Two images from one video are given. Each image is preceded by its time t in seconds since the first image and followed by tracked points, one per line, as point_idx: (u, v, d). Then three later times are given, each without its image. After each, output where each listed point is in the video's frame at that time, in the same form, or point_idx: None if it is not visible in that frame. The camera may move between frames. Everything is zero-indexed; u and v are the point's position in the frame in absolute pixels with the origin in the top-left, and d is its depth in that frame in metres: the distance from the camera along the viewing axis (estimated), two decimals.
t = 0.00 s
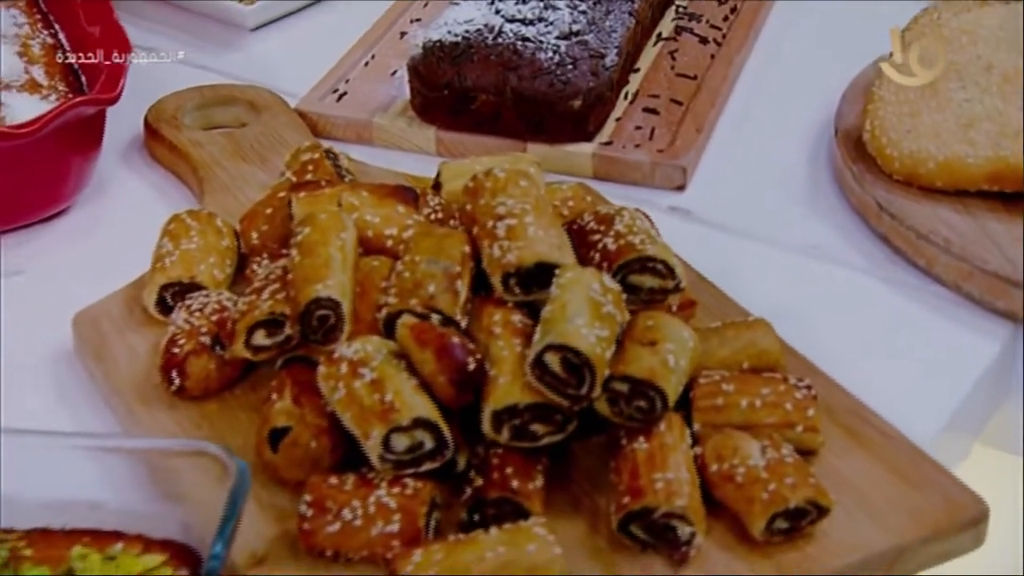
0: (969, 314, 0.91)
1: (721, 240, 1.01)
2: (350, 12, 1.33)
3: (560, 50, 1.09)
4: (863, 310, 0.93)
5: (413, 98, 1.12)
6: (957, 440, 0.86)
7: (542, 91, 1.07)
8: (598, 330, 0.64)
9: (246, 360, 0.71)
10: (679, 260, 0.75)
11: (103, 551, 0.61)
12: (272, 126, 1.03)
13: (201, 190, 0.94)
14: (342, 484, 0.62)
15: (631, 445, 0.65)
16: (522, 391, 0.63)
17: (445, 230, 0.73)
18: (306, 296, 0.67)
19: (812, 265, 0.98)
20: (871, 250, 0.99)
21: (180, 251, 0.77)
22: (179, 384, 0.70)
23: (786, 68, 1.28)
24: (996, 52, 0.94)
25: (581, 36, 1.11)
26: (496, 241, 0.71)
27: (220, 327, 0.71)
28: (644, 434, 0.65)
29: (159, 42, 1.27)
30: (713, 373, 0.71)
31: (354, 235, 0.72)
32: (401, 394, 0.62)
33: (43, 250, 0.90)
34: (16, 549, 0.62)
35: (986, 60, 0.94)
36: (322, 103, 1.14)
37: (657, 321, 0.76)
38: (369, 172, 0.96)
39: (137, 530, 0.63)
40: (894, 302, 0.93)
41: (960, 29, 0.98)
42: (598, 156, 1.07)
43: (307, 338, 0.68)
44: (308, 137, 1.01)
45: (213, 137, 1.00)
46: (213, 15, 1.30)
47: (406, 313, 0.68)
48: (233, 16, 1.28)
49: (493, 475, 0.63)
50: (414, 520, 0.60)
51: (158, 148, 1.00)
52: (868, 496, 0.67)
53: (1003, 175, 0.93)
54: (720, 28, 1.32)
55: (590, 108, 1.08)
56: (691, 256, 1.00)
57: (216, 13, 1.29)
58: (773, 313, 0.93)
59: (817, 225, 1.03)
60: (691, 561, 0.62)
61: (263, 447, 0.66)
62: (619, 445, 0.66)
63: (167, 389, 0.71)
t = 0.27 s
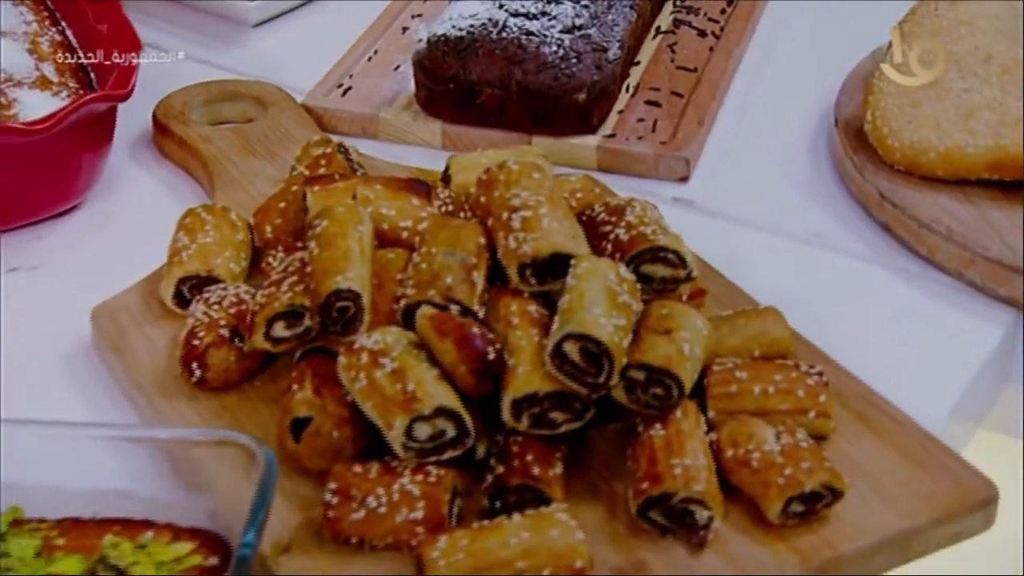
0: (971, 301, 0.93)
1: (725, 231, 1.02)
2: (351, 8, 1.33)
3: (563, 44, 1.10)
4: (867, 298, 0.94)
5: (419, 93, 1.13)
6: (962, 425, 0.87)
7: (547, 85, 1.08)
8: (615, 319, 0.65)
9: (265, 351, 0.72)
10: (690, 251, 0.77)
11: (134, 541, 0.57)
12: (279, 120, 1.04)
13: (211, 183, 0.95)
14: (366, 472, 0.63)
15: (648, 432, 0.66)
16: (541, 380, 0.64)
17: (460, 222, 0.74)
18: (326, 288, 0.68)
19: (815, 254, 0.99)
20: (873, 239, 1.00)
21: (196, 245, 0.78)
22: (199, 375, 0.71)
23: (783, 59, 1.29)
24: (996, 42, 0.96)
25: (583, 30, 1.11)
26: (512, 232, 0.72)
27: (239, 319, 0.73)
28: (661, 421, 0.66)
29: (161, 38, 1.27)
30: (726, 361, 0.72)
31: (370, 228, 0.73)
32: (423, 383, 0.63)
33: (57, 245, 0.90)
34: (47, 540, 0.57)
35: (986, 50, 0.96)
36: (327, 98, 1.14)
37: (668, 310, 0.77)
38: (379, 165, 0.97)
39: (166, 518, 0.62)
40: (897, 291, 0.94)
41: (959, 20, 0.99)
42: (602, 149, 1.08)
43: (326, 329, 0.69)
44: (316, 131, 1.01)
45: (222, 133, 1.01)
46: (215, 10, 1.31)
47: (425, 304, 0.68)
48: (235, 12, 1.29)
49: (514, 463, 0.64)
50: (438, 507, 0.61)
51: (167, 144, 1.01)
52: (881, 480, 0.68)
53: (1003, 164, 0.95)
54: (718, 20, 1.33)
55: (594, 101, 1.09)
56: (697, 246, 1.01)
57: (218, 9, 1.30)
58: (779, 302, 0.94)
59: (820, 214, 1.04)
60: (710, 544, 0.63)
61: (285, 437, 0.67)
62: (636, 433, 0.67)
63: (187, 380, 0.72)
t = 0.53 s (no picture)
0: (973, 287, 0.94)
1: (730, 221, 1.04)
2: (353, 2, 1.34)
3: (567, 38, 1.11)
4: (871, 285, 0.96)
5: (425, 87, 1.14)
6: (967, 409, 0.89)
7: (552, 78, 1.09)
8: (634, 307, 0.66)
9: (286, 342, 0.73)
10: (702, 240, 0.78)
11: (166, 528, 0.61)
12: (288, 116, 1.05)
13: (224, 178, 0.96)
14: (393, 459, 0.64)
15: (666, 417, 0.67)
16: (562, 368, 0.65)
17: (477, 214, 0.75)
18: (348, 280, 0.69)
19: (819, 243, 1.01)
20: (875, 228, 1.02)
21: (215, 239, 0.79)
22: (223, 366, 0.73)
23: (781, 48, 1.30)
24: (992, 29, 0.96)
25: (586, 24, 1.12)
26: (528, 223, 0.73)
27: (260, 311, 0.74)
28: (678, 407, 0.68)
29: (166, 34, 1.28)
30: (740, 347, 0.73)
31: (389, 221, 0.74)
32: (446, 371, 0.64)
33: (74, 242, 0.91)
34: (84, 527, 0.61)
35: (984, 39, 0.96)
36: (334, 92, 1.15)
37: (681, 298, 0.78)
38: (389, 159, 0.98)
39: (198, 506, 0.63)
40: (900, 278, 0.96)
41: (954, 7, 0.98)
42: (606, 141, 1.10)
43: (350, 320, 0.70)
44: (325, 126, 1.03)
45: (232, 128, 1.02)
46: (219, 6, 1.32)
47: (446, 295, 0.70)
48: (238, 7, 1.30)
49: (537, 448, 0.65)
50: (464, 492, 0.62)
51: (178, 139, 1.02)
52: (894, 462, 0.70)
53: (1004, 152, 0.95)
54: (716, 13, 1.34)
55: (598, 94, 1.10)
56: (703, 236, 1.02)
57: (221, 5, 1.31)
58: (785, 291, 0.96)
59: (822, 204, 1.05)
60: (728, 526, 0.65)
61: (311, 426, 0.68)
62: (654, 418, 0.68)
63: (211, 371, 0.73)
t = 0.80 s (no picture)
0: (975, 273, 0.96)
1: (735, 211, 1.05)
2: None
3: (571, 32, 1.12)
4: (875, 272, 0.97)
5: (431, 82, 1.15)
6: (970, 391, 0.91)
7: (557, 72, 1.10)
8: (652, 295, 0.67)
9: (307, 333, 0.74)
10: (713, 229, 0.79)
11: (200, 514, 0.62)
12: (297, 111, 1.06)
13: (236, 172, 0.97)
14: (418, 446, 0.65)
15: (683, 402, 0.69)
16: (582, 355, 0.66)
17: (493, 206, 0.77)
18: (370, 271, 0.70)
19: (822, 232, 1.02)
20: (877, 216, 1.03)
21: (233, 232, 0.80)
22: (246, 357, 0.74)
23: (779, 38, 1.32)
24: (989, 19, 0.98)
25: (590, 18, 1.13)
26: (544, 214, 0.74)
27: (280, 303, 0.75)
28: (695, 392, 0.69)
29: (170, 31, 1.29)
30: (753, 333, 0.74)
31: (407, 213, 0.75)
32: (470, 359, 0.66)
33: (90, 238, 0.92)
34: (119, 516, 0.62)
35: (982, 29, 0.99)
36: (340, 88, 1.16)
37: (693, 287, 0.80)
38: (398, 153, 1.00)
39: (229, 493, 0.63)
40: (903, 265, 0.98)
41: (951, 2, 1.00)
42: (611, 133, 1.11)
43: (371, 311, 0.71)
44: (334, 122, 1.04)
45: (242, 124, 1.03)
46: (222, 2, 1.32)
47: (466, 284, 0.71)
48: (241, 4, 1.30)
49: (558, 434, 0.66)
50: (489, 478, 0.64)
51: (188, 135, 1.03)
52: (906, 444, 0.72)
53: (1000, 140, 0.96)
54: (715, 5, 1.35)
55: (602, 87, 1.11)
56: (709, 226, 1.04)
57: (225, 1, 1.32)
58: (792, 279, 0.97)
59: (824, 193, 1.07)
60: (747, 508, 0.66)
61: (335, 415, 0.70)
62: (672, 403, 0.69)
63: (234, 362, 0.75)
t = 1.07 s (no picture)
0: (974, 261, 0.97)
1: (737, 202, 1.06)
2: None
3: (573, 27, 1.13)
4: (876, 261, 0.99)
5: (435, 77, 1.16)
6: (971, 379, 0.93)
7: (559, 66, 1.11)
8: (664, 285, 0.69)
9: (322, 325, 0.75)
10: (721, 219, 0.81)
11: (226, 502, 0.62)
12: (303, 106, 1.07)
13: (245, 168, 0.98)
14: (437, 434, 0.66)
15: (696, 389, 0.70)
16: (597, 343, 0.68)
17: (503, 198, 0.78)
18: (386, 263, 0.71)
19: (824, 222, 1.03)
20: (876, 207, 1.05)
21: (246, 226, 0.81)
22: (263, 349, 0.75)
23: (777, 31, 1.33)
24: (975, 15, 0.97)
25: (591, 12, 1.14)
26: (555, 206, 0.76)
27: (295, 295, 0.76)
28: (707, 379, 0.70)
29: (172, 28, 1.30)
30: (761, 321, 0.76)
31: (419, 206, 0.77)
32: (486, 349, 0.67)
33: (103, 232, 0.93)
34: (145, 504, 0.62)
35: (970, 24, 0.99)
36: (344, 83, 1.17)
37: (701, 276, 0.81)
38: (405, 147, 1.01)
39: (256, 481, 0.63)
40: (904, 254, 0.99)
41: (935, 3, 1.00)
42: (613, 126, 1.12)
43: (387, 302, 0.72)
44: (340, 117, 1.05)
45: (249, 119, 1.04)
46: None
47: (481, 275, 0.72)
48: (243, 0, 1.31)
49: (574, 422, 0.68)
50: (507, 465, 0.65)
51: (195, 130, 1.04)
52: (913, 428, 0.73)
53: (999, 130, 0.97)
54: None
55: (603, 81, 1.12)
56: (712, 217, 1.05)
57: None
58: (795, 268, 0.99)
59: (824, 183, 1.08)
60: (759, 493, 0.67)
61: (353, 405, 0.71)
62: (684, 390, 0.71)
63: (250, 354, 0.76)
